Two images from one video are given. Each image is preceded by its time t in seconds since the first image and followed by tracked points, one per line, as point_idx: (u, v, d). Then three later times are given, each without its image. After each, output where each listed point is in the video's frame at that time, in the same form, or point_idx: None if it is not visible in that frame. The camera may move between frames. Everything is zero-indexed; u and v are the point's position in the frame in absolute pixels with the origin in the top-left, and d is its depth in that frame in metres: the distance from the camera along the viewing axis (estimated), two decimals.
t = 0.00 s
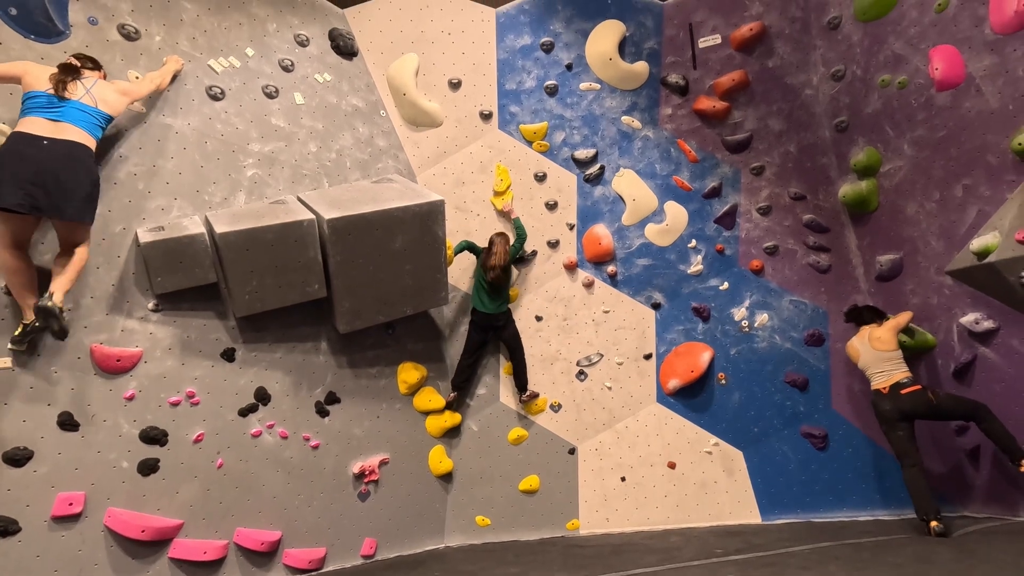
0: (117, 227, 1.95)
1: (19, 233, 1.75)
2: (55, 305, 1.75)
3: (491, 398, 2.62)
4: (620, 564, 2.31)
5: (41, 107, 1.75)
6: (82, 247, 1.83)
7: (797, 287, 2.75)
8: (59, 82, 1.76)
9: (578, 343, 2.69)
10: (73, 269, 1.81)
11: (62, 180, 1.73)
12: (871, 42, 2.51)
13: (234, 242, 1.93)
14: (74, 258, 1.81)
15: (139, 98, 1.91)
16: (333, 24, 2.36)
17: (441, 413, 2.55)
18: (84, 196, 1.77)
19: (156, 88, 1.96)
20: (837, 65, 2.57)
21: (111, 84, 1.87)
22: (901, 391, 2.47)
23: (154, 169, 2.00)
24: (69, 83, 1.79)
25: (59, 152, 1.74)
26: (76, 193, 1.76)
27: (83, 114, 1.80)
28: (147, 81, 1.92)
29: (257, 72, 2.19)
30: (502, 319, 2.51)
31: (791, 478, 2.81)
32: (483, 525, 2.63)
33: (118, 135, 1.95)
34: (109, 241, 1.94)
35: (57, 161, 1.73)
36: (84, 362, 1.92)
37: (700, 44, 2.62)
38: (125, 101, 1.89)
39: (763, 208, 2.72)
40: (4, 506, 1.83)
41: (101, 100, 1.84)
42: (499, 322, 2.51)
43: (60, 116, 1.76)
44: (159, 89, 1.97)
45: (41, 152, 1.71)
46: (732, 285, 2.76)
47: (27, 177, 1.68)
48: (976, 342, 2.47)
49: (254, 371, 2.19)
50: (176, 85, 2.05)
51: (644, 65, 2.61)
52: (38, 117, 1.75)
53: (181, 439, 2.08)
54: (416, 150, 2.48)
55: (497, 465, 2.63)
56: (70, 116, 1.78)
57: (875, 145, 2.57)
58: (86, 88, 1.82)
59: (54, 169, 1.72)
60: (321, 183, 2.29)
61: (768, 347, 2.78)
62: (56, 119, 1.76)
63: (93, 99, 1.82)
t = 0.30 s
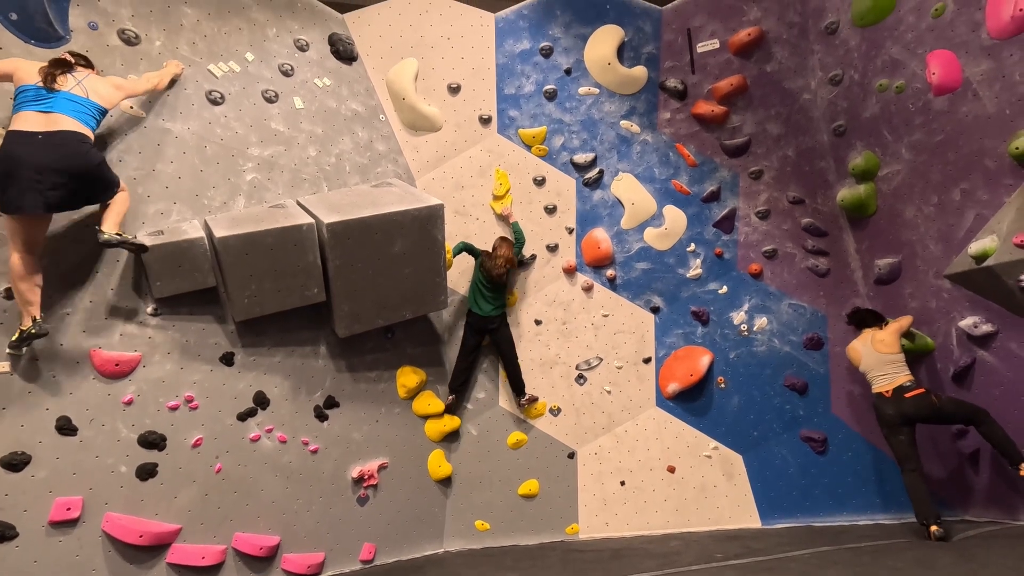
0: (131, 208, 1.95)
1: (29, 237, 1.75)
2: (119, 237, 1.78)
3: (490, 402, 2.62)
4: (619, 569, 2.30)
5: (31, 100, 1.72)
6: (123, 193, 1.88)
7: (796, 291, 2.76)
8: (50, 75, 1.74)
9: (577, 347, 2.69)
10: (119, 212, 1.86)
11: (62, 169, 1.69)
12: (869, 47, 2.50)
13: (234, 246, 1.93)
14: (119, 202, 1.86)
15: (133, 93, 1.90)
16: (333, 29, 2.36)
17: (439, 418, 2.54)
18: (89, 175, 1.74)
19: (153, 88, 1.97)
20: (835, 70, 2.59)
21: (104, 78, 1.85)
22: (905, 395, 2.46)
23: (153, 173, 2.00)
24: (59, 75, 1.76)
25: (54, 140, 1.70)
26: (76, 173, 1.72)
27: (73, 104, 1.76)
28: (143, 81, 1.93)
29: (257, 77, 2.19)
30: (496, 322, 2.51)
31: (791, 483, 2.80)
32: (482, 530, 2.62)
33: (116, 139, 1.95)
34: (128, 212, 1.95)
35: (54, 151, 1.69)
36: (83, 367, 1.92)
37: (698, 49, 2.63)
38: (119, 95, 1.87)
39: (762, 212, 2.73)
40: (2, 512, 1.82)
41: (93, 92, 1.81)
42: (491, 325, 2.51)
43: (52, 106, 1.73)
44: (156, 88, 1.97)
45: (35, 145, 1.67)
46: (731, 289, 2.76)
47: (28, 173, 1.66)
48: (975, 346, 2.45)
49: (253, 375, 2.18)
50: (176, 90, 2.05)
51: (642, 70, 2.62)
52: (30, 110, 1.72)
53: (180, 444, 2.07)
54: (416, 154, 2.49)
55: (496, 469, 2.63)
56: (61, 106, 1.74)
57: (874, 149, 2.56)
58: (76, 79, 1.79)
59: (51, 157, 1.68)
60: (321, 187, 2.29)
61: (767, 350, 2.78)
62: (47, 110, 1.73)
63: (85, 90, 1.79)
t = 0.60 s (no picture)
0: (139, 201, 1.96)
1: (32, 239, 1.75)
2: (131, 238, 1.80)
3: (489, 405, 2.62)
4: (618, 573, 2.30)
5: (32, 105, 1.72)
6: (135, 183, 1.89)
7: (794, 294, 2.76)
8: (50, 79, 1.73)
9: (576, 350, 2.69)
10: (131, 204, 1.87)
11: (70, 175, 1.70)
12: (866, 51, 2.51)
13: (233, 250, 1.94)
14: (131, 194, 1.87)
15: (133, 95, 1.90)
16: (332, 33, 2.37)
17: (438, 421, 2.54)
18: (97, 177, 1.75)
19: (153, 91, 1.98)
20: (833, 74, 2.59)
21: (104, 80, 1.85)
22: (922, 406, 2.45)
23: (152, 177, 2.01)
24: (61, 78, 1.76)
25: (60, 147, 1.70)
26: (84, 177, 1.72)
27: (74, 107, 1.76)
28: (142, 83, 1.93)
29: (256, 81, 2.20)
30: (497, 326, 2.51)
31: (790, 486, 2.80)
32: (482, 533, 2.61)
33: (116, 144, 1.96)
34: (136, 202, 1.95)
35: (61, 158, 1.69)
36: (81, 371, 1.92)
37: (696, 53, 2.64)
38: (118, 96, 1.87)
39: (760, 215, 2.73)
40: None
41: (93, 94, 1.81)
42: (489, 329, 2.50)
43: (54, 112, 1.72)
44: (156, 91, 1.98)
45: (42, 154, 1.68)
46: (730, 292, 2.76)
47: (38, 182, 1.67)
48: (973, 348, 2.45)
49: (252, 379, 2.18)
50: (175, 94, 2.06)
51: (641, 73, 2.63)
52: (33, 117, 1.71)
53: (178, 448, 2.07)
54: (415, 158, 2.49)
55: (495, 473, 2.62)
56: (63, 111, 1.73)
57: (872, 152, 2.56)
58: (77, 82, 1.79)
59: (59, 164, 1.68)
60: (319, 191, 2.29)
61: (766, 353, 2.78)
62: (49, 115, 1.72)
63: (85, 92, 1.79)
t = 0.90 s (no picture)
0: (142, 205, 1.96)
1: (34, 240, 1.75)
2: (133, 240, 1.79)
3: (489, 408, 2.62)
4: None
5: (35, 108, 1.71)
6: (141, 188, 1.89)
7: (794, 296, 2.76)
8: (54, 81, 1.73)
9: (576, 353, 2.69)
10: (134, 208, 1.86)
11: (78, 178, 1.70)
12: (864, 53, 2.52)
13: (233, 252, 1.94)
14: (135, 199, 1.87)
15: (132, 96, 1.90)
16: (332, 36, 2.38)
17: (438, 424, 2.53)
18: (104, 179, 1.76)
19: (154, 93, 1.98)
20: (831, 76, 2.60)
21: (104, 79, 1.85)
22: (948, 380, 2.41)
23: (151, 180, 2.01)
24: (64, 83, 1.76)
25: (70, 148, 1.71)
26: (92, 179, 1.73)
27: (76, 109, 1.76)
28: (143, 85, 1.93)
29: (256, 84, 2.20)
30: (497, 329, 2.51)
31: (791, 489, 2.79)
32: (481, 537, 2.60)
33: (116, 146, 1.95)
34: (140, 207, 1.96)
35: (67, 159, 1.70)
36: (80, 374, 1.91)
37: (695, 56, 2.64)
38: (118, 96, 1.87)
39: (759, 217, 2.73)
40: None
41: (94, 95, 1.81)
42: (489, 331, 2.50)
43: (58, 114, 1.72)
44: (157, 93, 1.98)
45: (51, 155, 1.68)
46: (729, 294, 2.76)
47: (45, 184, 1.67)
48: (973, 351, 2.45)
49: (251, 382, 2.18)
50: (175, 97, 2.06)
51: (640, 76, 2.63)
52: (37, 120, 1.71)
53: (176, 451, 2.06)
54: (414, 161, 2.49)
55: (494, 476, 2.62)
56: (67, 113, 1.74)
57: (870, 154, 2.57)
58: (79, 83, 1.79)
59: (69, 165, 1.69)
60: (319, 193, 2.29)
61: (766, 356, 2.78)
62: (53, 118, 1.72)
63: (86, 93, 1.79)
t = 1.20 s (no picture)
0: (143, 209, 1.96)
1: (38, 243, 1.77)
2: (133, 240, 1.79)
3: (488, 411, 2.62)
4: None
5: (34, 117, 1.71)
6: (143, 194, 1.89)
7: (794, 299, 2.76)
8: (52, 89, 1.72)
9: (576, 356, 2.69)
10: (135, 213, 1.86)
11: (79, 184, 1.70)
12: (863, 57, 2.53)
13: (232, 255, 1.94)
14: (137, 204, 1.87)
15: (128, 100, 1.90)
16: (332, 40, 2.38)
17: (437, 427, 2.53)
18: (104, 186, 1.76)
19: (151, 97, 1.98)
20: (830, 80, 2.61)
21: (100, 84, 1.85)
22: (934, 385, 2.42)
23: (151, 183, 2.01)
24: (64, 89, 1.75)
25: (70, 155, 1.70)
26: (91, 186, 1.73)
27: (75, 116, 1.75)
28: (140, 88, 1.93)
29: (256, 87, 2.21)
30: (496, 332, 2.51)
31: (791, 491, 2.79)
32: (481, 540, 2.60)
33: (115, 149, 1.96)
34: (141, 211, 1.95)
35: (68, 165, 1.70)
36: (79, 378, 1.91)
37: (694, 59, 2.65)
38: (113, 101, 1.86)
39: (758, 220, 2.73)
40: None
41: (90, 100, 1.80)
42: (488, 334, 2.50)
43: (58, 122, 1.72)
44: (155, 96, 1.99)
45: (50, 162, 1.68)
46: (729, 297, 2.76)
47: (45, 193, 1.67)
48: (972, 353, 2.44)
49: (250, 385, 2.18)
50: (175, 100, 2.06)
51: (639, 79, 2.64)
52: (37, 129, 1.71)
53: (175, 454, 2.06)
54: (414, 164, 2.50)
55: (494, 479, 2.61)
56: (66, 121, 1.73)
57: (869, 157, 2.57)
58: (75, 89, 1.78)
59: (68, 173, 1.69)
60: (318, 197, 2.29)
61: (766, 358, 2.78)
62: (54, 126, 1.72)
63: (82, 99, 1.78)
